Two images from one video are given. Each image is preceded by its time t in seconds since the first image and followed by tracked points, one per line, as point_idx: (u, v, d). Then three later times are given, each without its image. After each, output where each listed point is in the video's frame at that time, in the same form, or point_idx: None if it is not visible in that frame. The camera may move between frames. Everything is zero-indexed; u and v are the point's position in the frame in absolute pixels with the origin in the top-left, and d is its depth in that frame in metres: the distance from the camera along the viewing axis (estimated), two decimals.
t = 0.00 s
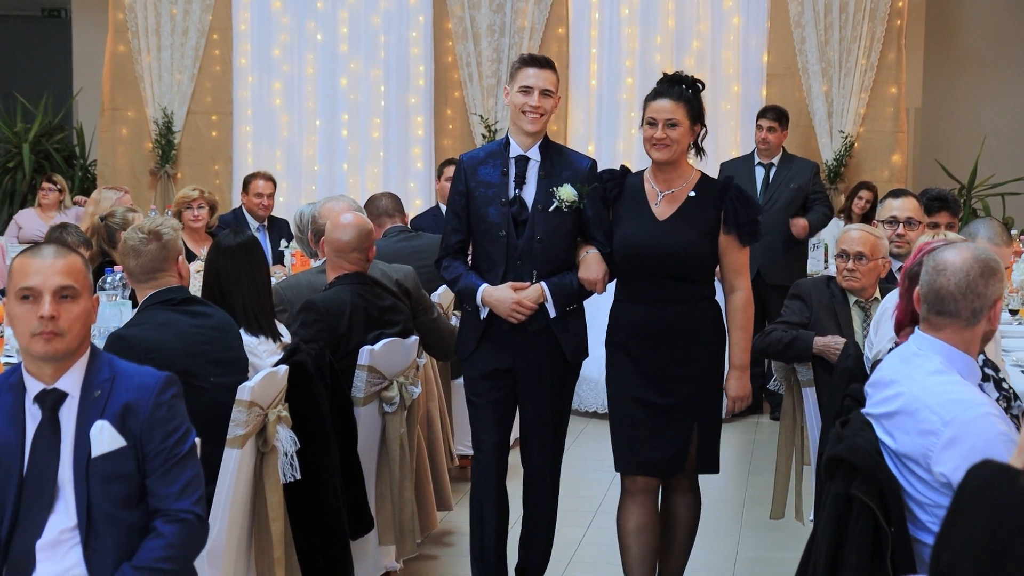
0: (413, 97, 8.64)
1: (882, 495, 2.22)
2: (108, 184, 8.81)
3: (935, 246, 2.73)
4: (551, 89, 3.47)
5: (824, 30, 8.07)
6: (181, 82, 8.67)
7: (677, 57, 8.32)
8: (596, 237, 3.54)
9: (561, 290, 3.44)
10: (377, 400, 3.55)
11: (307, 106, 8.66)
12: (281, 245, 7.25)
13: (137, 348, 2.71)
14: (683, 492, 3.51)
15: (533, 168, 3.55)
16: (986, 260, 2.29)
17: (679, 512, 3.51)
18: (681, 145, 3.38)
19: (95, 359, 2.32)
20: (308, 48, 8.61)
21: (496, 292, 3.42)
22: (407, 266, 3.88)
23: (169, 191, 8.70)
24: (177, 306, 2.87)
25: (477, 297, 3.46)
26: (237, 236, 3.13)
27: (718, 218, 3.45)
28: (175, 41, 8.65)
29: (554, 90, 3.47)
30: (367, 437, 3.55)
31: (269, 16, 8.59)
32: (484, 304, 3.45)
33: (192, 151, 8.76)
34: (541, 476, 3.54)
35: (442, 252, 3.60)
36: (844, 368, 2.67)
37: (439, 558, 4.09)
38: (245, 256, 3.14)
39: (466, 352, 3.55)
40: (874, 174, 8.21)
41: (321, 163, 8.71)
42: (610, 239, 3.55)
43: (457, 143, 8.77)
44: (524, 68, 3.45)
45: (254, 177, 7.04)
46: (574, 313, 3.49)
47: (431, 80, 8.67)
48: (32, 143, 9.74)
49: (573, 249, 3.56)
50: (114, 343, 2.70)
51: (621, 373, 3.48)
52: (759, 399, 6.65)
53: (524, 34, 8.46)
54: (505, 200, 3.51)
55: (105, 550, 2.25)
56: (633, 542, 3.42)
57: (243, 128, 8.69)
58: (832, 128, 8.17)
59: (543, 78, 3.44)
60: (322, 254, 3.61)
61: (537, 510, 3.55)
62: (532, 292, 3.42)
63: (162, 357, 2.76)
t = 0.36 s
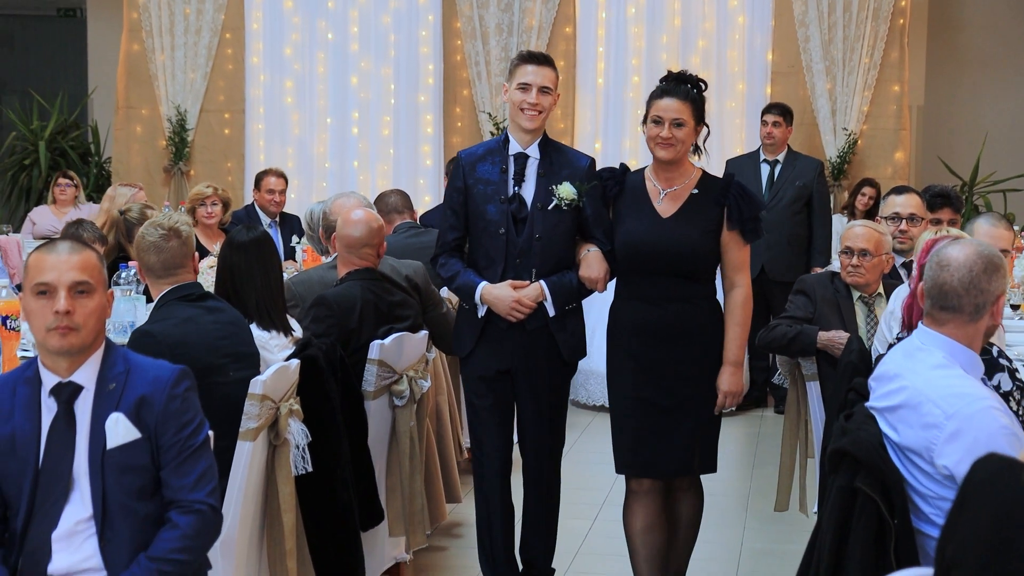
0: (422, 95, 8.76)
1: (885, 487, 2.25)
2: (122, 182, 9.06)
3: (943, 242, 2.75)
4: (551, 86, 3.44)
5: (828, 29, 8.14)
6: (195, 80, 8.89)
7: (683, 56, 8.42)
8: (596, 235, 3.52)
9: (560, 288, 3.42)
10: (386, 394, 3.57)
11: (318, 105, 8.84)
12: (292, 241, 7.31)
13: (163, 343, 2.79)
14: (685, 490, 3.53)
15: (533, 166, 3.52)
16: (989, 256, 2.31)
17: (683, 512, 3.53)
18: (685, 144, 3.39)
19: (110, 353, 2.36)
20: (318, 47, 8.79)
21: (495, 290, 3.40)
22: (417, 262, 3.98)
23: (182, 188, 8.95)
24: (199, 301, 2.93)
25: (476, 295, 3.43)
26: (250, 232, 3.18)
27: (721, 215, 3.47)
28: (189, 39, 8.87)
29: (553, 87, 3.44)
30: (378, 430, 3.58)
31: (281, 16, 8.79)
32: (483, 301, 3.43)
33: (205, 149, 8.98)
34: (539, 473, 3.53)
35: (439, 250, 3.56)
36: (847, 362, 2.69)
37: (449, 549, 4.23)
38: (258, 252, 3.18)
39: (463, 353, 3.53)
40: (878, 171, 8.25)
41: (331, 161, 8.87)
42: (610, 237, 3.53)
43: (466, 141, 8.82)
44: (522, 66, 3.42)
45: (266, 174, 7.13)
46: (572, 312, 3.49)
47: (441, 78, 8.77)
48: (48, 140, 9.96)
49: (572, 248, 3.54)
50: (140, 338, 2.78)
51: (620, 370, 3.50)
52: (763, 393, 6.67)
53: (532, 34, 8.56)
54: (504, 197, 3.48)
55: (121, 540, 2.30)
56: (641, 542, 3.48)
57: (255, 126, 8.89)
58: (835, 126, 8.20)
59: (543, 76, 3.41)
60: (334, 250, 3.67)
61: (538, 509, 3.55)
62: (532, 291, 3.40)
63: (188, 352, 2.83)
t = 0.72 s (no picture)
0: (436, 92, 8.95)
1: (894, 481, 2.28)
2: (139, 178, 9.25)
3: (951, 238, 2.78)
4: (553, 83, 3.43)
5: (837, 27, 8.30)
6: (212, 77, 9.08)
7: (694, 55, 8.47)
8: (596, 231, 3.50)
9: (559, 284, 3.39)
10: (401, 387, 3.61)
11: (332, 101, 9.02)
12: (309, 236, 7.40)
13: (196, 338, 2.86)
14: (690, 497, 3.50)
15: (534, 161, 3.50)
16: (997, 252, 2.35)
17: (690, 512, 3.51)
18: (690, 140, 3.41)
19: (129, 347, 2.41)
20: (333, 44, 8.97)
21: (493, 285, 3.39)
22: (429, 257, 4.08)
23: (199, 183, 9.17)
24: (228, 296, 3.00)
25: (474, 290, 3.43)
26: (266, 227, 3.21)
27: (723, 207, 3.48)
28: (206, 37, 9.06)
29: (555, 83, 3.43)
30: (393, 423, 3.62)
31: (297, 13, 8.95)
32: (481, 296, 3.42)
33: (221, 146, 9.18)
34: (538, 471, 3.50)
35: (439, 244, 3.56)
36: (856, 356, 2.73)
37: (462, 540, 4.33)
38: (274, 247, 3.21)
39: (465, 349, 3.51)
40: (885, 167, 8.46)
41: (346, 156, 9.05)
42: (611, 233, 3.51)
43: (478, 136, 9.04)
44: (525, 61, 3.41)
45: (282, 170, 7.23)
46: (572, 309, 3.46)
47: (454, 75, 8.96)
48: (68, 137, 10.07)
49: (573, 245, 3.52)
50: (174, 333, 2.84)
51: (627, 371, 3.48)
52: (772, 386, 6.72)
53: (544, 32, 8.75)
54: (505, 192, 3.47)
55: (139, 531, 2.33)
56: (648, 539, 3.46)
57: (271, 123, 9.06)
58: (844, 123, 8.41)
59: (545, 72, 3.40)
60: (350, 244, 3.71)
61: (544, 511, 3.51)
62: (530, 287, 3.38)
63: (220, 347, 2.89)
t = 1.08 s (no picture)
0: (445, 91, 9.38)
1: (895, 473, 2.33)
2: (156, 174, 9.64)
3: (951, 234, 2.83)
4: (555, 81, 3.45)
5: (840, 27, 8.63)
6: (226, 76, 9.48)
7: (699, 52, 8.95)
8: (598, 230, 3.52)
9: (560, 282, 3.41)
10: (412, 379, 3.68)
11: (345, 99, 9.47)
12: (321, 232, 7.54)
13: (220, 334, 2.91)
14: (690, 488, 3.44)
15: (537, 159, 3.54)
16: (998, 248, 2.39)
17: (691, 507, 3.43)
18: (688, 136, 3.39)
19: (145, 340, 2.46)
20: (346, 44, 9.42)
21: (494, 283, 3.41)
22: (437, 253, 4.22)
23: (213, 179, 9.53)
24: (245, 292, 3.04)
25: (475, 287, 3.46)
26: (279, 223, 3.25)
27: (724, 205, 3.45)
28: (221, 37, 9.46)
29: (558, 81, 3.45)
30: (404, 415, 3.68)
31: (310, 14, 9.41)
32: (481, 293, 3.45)
33: (236, 143, 9.60)
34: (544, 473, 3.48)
35: (442, 240, 3.57)
36: (859, 350, 2.77)
37: (471, 530, 4.43)
38: (287, 243, 3.27)
39: (466, 346, 3.55)
40: (887, 164, 8.76)
41: (357, 154, 9.50)
42: (613, 231, 3.53)
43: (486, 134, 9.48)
44: (528, 59, 3.44)
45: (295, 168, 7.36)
46: (573, 306, 3.48)
47: (464, 75, 9.39)
48: (85, 134, 10.32)
49: (574, 243, 3.55)
50: (197, 329, 2.90)
51: (624, 368, 3.52)
52: (775, 379, 6.77)
53: (552, 32, 9.10)
54: (507, 190, 3.50)
55: (155, 521, 2.38)
56: (654, 529, 3.53)
57: (285, 121, 9.51)
58: (847, 122, 8.72)
59: (547, 69, 3.43)
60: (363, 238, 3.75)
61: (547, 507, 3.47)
62: (531, 284, 3.40)
63: (241, 345, 2.93)
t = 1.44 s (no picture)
0: (452, 91, 9.54)
1: (890, 463, 2.38)
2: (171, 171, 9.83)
3: (942, 230, 2.90)
4: (554, 80, 3.44)
5: (835, 29, 8.81)
6: (240, 76, 9.66)
7: (699, 53, 9.05)
8: (603, 228, 3.52)
9: (565, 280, 3.41)
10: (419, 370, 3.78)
11: (354, 99, 9.64)
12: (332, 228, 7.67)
13: (235, 325, 2.99)
14: (688, 482, 3.50)
15: (540, 159, 3.53)
16: (990, 244, 2.43)
17: (686, 507, 3.50)
18: (691, 135, 3.43)
19: (161, 334, 2.53)
20: (356, 45, 9.58)
21: (500, 282, 3.40)
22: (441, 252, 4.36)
23: (229, 176, 9.70)
24: (257, 285, 3.13)
25: (482, 286, 3.45)
26: (291, 219, 3.34)
27: (726, 206, 3.50)
28: (235, 38, 9.63)
29: (557, 80, 3.44)
30: (412, 406, 3.78)
31: (321, 16, 9.56)
32: (488, 292, 3.43)
33: (249, 141, 9.78)
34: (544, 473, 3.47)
35: (449, 242, 3.59)
36: (854, 342, 2.85)
37: (477, 518, 4.54)
38: (298, 238, 3.35)
39: (474, 344, 3.55)
40: (880, 162, 8.96)
41: (367, 151, 9.66)
42: (618, 230, 3.55)
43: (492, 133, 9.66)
44: (526, 59, 3.43)
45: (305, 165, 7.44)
46: (579, 303, 3.47)
47: (470, 75, 9.54)
48: (103, 133, 10.49)
49: (579, 242, 3.55)
50: (211, 321, 2.98)
51: (624, 366, 3.56)
52: (773, 371, 6.90)
53: (556, 33, 9.21)
54: (511, 189, 3.50)
55: (170, 509, 2.46)
56: (654, 519, 3.60)
57: (296, 120, 9.69)
58: (842, 121, 8.89)
59: (546, 69, 3.41)
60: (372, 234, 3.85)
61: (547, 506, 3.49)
62: (537, 282, 3.39)
63: (255, 335, 3.02)
